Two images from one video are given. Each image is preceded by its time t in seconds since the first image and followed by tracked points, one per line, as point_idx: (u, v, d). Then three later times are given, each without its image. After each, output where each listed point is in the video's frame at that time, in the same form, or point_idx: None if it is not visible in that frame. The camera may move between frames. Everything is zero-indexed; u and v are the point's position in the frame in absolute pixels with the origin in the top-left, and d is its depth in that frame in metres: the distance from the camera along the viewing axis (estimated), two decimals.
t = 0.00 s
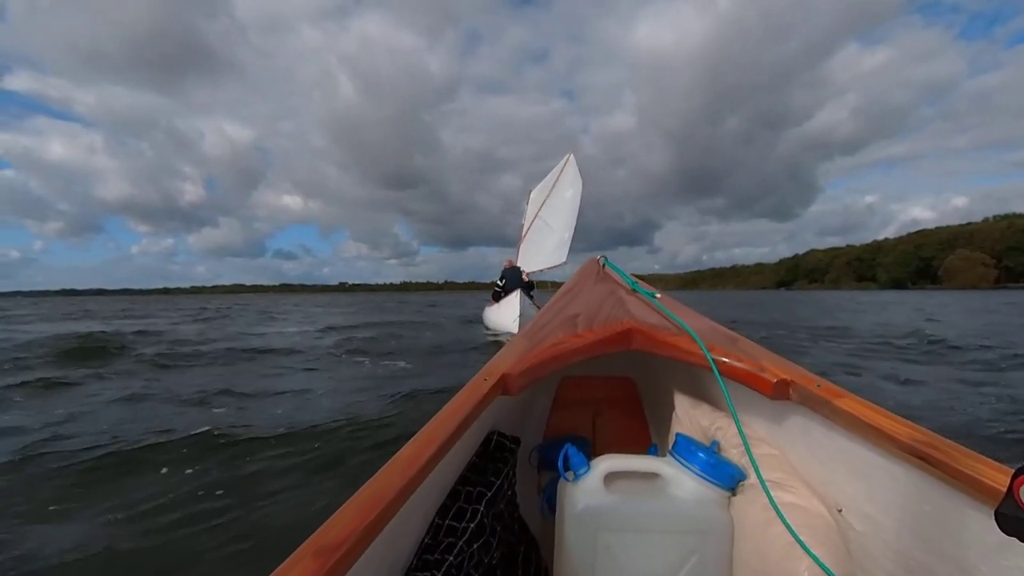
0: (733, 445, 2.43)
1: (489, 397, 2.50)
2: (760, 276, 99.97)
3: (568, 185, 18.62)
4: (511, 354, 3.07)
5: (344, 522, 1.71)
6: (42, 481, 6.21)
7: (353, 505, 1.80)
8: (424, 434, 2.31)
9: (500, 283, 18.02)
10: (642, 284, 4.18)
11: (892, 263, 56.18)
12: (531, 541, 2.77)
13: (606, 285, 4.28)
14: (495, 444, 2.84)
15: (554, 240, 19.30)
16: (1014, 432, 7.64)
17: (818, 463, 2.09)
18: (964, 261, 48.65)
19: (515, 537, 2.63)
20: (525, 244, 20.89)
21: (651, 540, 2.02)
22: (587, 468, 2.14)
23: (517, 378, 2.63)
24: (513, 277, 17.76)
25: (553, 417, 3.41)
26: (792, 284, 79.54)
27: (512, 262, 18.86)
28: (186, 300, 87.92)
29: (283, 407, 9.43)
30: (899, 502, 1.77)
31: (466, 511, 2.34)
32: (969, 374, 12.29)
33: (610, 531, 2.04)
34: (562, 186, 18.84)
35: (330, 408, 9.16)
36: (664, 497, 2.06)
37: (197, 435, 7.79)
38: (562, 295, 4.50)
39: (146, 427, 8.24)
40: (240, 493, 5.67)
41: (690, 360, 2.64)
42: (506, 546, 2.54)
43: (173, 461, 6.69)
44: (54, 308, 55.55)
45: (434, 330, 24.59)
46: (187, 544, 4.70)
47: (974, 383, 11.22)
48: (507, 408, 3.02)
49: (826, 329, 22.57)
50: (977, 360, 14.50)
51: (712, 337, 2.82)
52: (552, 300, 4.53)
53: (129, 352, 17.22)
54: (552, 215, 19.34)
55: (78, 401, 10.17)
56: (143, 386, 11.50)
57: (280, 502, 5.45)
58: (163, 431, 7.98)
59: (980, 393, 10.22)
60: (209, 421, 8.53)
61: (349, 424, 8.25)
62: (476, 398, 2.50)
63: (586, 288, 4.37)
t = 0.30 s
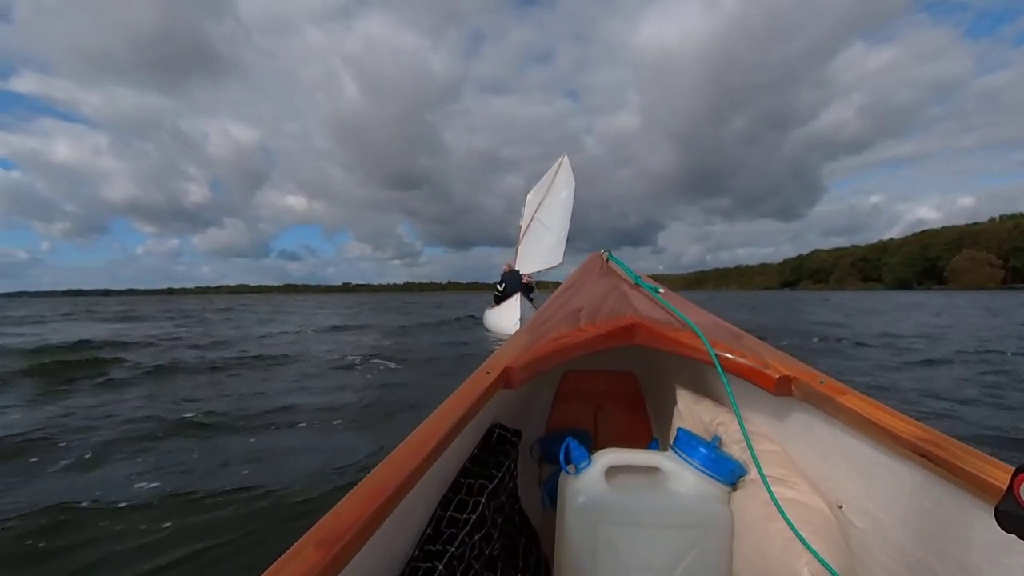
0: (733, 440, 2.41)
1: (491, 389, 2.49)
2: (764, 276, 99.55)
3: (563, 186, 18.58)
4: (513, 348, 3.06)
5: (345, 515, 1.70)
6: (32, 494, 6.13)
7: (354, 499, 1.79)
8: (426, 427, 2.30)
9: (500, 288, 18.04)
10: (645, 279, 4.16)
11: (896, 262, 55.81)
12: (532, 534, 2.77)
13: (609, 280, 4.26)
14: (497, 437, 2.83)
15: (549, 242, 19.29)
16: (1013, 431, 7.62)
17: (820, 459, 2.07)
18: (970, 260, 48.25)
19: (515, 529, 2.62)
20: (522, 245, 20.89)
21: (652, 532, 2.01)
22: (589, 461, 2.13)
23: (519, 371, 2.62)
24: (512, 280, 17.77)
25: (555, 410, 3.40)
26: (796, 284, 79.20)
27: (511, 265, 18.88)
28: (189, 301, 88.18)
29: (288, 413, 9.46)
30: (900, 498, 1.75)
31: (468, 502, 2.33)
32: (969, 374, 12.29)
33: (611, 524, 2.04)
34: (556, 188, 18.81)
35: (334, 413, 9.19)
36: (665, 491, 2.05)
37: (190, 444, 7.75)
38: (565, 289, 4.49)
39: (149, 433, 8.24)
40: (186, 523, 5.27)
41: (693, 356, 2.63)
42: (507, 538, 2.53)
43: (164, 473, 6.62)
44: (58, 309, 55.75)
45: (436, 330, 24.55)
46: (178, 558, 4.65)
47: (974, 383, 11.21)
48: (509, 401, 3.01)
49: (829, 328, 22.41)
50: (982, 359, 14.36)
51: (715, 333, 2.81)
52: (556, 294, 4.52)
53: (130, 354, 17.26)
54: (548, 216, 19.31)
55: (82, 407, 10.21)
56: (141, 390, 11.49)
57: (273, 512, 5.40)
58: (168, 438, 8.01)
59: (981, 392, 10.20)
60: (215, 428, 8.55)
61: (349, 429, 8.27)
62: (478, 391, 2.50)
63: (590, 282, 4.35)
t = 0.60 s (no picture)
0: (734, 443, 2.37)
1: (493, 386, 2.46)
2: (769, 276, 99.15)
3: (565, 190, 18.51)
4: (516, 345, 3.03)
5: (343, 504, 1.66)
6: (15, 484, 6.03)
7: (353, 488, 1.76)
8: (427, 420, 2.28)
9: (498, 293, 18.03)
10: (650, 280, 4.12)
11: (902, 263, 55.46)
12: (529, 531, 2.72)
13: (614, 280, 4.22)
14: (497, 433, 2.80)
15: (549, 246, 19.37)
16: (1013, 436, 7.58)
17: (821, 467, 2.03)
18: (977, 262, 47.85)
19: (513, 525, 2.60)
20: (524, 247, 20.89)
21: (649, 533, 1.97)
22: (588, 460, 2.09)
23: (522, 368, 2.58)
24: (510, 284, 17.69)
25: (556, 408, 3.36)
26: (801, 284, 78.80)
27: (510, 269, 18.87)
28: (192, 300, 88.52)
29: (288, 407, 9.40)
30: (902, 508, 1.70)
31: (466, 497, 2.30)
32: (971, 378, 12.23)
33: (609, 525, 2.00)
34: (558, 192, 18.73)
35: (334, 409, 9.16)
36: (663, 492, 2.01)
37: (181, 435, 7.65)
38: (569, 288, 4.45)
39: (149, 427, 8.22)
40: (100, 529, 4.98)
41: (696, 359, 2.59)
42: (505, 534, 2.49)
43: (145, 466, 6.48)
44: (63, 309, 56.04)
45: (438, 331, 24.53)
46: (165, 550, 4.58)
47: (975, 388, 11.16)
48: (510, 398, 2.98)
49: (834, 331, 22.24)
50: (990, 364, 14.16)
51: (719, 335, 2.77)
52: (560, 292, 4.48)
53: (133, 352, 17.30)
54: (549, 219, 19.26)
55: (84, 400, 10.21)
56: (137, 386, 11.47)
57: (262, 506, 5.33)
58: (166, 431, 7.98)
59: (987, 397, 10.07)
60: (216, 421, 8.50)
61: (348, 421, 8.22)
62: (479, 387, 2.46)
63: (594, 282, 4.31)
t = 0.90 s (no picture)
0: (745, 447, 2.38)
1: (500, 392, 2.46)
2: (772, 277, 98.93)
3: (570, 193, 18.48)
4: (522, 350, 3.04)
5: (352, 513, 1.67)
6: (16, 484, 5.99)
7: (362, 497, 1.77)
8: (435, 426, 2.29)
9: (496, 291, 18.04)
10: (656, 284, 4.12)
11: (907, 263, 55.24)
12: (539, 538, 2.72)
13: (620, 284, 4.23)
14: (506, 439, 2.81)
15: (551, 248, 19.48)
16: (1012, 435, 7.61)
17: (832, 469, 2.03)
18: (983, 262, 47.60)
19: (523, 532, 2.60)
20: (526, 248, 20.92)
21: (660, 539, 1.98)
22: (597, 466, 2.10)
23: (529, 374, 2.59)
24: (509, 282, 17.87)
25: (564, 414, 3.37)
26: (805, 284, 78.56)
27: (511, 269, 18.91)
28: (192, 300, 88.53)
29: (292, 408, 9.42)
30: (914, 510, 1.71)
31: (475, 504, 2.30)
32: (976, 380, 12.20)
33: (620, 531, 2.00)
34: (562, 194, 18.70)
35: (339, 410, 9.18)
36: (673, 497, 2.01)
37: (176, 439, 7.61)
38: (575, 292, 4.46)
39: (153, 428, 8.23)
40: (106, 529, 4.92)
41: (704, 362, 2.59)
42: (514, 541, 2.50)
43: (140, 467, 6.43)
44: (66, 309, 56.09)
45: (440, 331, 24.54)
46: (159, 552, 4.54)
47: (980, 388, 11.14)
48: (518, 403, 2.99)
49: (838, 332, 22.18)
50: (996, 366, 14.12)
51: (727, 339, 2.77)
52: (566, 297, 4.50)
53: (136, 352, 17.33)
54: (552, 221, 19.28)
55: (89, 401, 10.22)
56: (132, 388, 11.41)
57: (265, 507, 5.31)
58: (171, 432, 7.99)
59: (993, 399, 10.03)
60: (221, 422, 8.51)
61: (349, 423, 8.22)
62: (486, 393, 2.47)
63: (601, 286, 4.32)
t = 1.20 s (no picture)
0: (761, 449, 2.40)
1: (510, 405, 2.48)
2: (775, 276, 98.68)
3: (569, 192, 18.54)
4: (530, 362, 3.05)
5: (371, 533, 1.69)
6: (24, 481, 5.99)
7: (380, 516, 1.79)
8: (449, 442, 2.31)
9: (496, 286, 18.35)
10: (661, 287, 4.13)
11: (912, 262, 55.05)
12: (558, 551, 2.73)
13: (625, 290, 4.24)
14: (518, 453, 2.83)
15: (549, 246, 19.40)
16: (1014, 429, 7.57)
17: (850, 466, 2.04)
18: (988, 260, 47.39)
19: (541, 546, 2.61)
20: (525, 246, 20.88)
21: (682, 546, 1.99)
22: (613, 474, 2.11)
23: (538, 386, 2.60)
24: (509, 277, 18.25)
25: (575, 425, 3.38)
26: (808, 284, 78.35)
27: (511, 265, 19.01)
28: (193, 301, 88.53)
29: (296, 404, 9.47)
30: (935, 502, 1.72)
31: (492, 521, 2.33)
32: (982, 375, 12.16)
33: (639, 539, 2.01)
34: (561, 193, 18.76)
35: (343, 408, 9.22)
36: (691, 504, 2.02)
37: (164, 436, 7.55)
38: (580, 300, 4.48)
39: (157, 424, 8.25)
40: (118, 525, 4.91)
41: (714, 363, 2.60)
42: (533, 556, 2.52)
43: (128, 468, 6.33)
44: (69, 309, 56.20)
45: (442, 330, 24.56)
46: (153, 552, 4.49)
47: (985, 382, 11.12)
48: (528, 416, 3.00)
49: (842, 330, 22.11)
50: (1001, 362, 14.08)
51: (735, 339, 2.78)
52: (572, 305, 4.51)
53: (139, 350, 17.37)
54: (551, 219, 19.29)
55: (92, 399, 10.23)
56: (134, 388, 11.39)
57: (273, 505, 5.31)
58: (175, 429, 8.00)
59: (997, 394, 10.02)
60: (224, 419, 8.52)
61: (351, 422, 8.20)
62: (497, 407, 2.49)
63: (605, 293, 4.34)
